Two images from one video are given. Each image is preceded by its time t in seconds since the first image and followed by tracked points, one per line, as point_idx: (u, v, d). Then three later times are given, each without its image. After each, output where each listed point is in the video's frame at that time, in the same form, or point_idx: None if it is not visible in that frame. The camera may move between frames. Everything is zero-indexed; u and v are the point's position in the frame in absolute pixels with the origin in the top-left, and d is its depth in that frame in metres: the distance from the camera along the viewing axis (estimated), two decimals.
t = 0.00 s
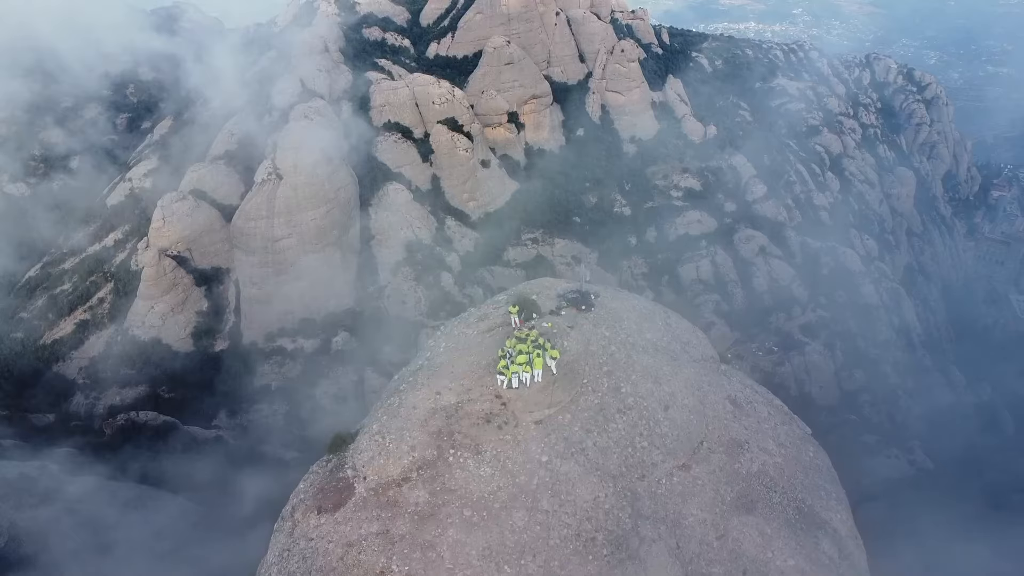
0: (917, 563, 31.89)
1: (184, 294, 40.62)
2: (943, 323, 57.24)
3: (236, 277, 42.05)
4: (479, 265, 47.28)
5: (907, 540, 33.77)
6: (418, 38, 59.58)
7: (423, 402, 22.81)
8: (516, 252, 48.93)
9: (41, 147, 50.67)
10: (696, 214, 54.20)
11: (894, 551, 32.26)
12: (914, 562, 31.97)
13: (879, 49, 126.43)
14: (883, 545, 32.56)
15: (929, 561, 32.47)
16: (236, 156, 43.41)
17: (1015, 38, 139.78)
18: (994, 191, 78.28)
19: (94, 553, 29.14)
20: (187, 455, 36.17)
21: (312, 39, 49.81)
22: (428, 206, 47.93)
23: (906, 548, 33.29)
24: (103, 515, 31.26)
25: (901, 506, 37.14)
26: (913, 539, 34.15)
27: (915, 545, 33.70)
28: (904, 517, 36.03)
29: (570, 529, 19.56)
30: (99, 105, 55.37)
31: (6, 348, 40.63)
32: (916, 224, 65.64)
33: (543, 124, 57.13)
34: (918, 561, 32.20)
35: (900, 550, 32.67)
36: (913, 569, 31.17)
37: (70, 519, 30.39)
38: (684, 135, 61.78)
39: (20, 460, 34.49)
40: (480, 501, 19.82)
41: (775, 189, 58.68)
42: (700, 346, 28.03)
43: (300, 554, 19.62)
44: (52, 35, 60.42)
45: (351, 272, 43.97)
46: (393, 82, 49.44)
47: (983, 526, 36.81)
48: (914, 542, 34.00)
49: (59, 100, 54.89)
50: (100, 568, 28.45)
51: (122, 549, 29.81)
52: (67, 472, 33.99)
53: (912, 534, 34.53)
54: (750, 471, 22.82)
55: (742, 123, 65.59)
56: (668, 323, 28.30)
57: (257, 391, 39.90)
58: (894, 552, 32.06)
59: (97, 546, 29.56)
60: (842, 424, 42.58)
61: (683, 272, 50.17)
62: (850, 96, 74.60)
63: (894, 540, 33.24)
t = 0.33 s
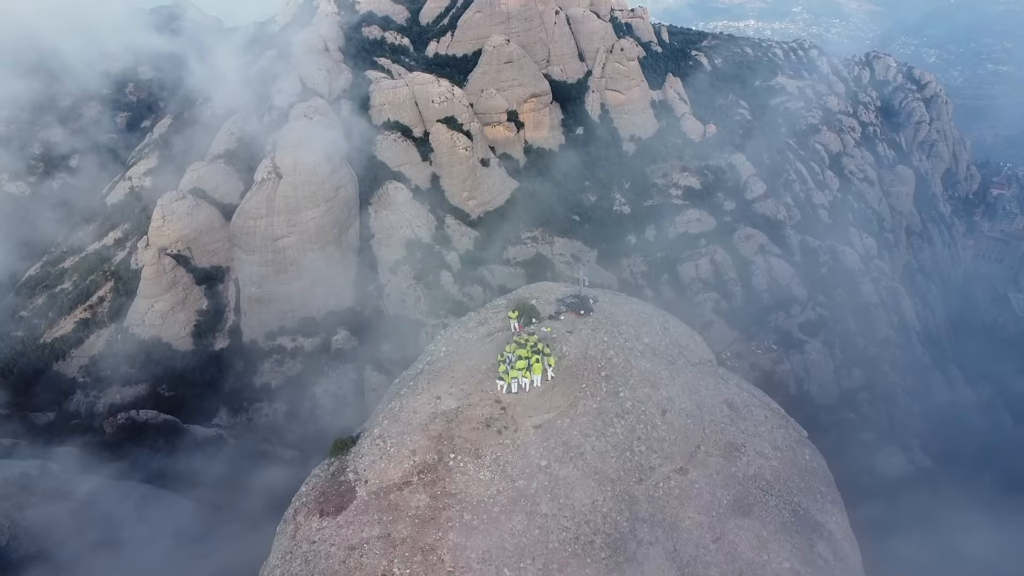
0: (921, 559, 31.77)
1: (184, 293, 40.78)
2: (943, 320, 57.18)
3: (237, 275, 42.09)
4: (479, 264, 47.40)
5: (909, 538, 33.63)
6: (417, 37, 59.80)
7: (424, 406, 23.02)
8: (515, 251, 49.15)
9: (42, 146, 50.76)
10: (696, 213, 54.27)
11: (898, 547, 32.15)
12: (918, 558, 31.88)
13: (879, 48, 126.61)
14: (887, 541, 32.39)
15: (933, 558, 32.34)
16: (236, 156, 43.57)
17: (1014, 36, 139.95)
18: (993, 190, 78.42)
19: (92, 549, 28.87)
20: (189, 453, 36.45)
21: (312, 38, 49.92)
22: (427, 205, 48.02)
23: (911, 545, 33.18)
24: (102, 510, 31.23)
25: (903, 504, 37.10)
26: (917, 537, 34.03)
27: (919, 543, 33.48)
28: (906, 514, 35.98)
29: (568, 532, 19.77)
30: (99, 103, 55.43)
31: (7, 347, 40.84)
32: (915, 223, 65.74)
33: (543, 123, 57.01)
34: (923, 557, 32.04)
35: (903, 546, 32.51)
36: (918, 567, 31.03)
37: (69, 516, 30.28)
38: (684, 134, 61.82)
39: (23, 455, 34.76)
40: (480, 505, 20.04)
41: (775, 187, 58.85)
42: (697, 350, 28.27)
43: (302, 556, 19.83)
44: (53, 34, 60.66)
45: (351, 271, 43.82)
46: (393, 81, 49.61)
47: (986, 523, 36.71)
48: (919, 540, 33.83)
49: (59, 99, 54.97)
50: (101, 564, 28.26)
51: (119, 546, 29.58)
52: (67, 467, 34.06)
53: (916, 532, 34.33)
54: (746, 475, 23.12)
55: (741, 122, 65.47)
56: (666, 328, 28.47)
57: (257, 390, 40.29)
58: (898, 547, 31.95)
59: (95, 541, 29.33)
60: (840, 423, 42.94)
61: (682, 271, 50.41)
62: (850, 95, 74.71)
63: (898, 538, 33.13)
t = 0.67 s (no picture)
0: (915, 553, 32.40)
1: (184, 282, 40.89)
2: (942, 309, 57.39)
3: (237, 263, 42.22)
4: (478, 252, 47.53)
5: (903, 529, 34.26)
6: (417, 24, 59.47)
7: (425, 398, 23.32)
8: (515, 239, 49.28)
9: (42, 133, 50.75)
10: (696, 201, 54.29)
11: (893, 540, 32.74)
12: (911, 550, 32.54)
13: (879, 34, 125.98)
14: (881, 534, 33.00)
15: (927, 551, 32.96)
16: (235, 144, 43.47)
17: (1016, 22, 139.13)
18: (993, 177, 78.37)
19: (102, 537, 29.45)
20: (191, 441, 36.73)
21: (310, 25, 49.61)
22: (428, 193, 48.03)
23: (906, 536, 33.70)
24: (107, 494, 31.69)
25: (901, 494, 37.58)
26: (912, 528, 34.59)
27: (915, 536, 34.06)
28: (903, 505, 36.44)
29: (566, 522, 20.10)
30: (98, 92, 55.47)
31: (7, 335, 41.01)
32: (916, 210, 65.70)
33: (542, 111, 56.82)
34: (918, 551, 32.64)
35: (899, 540, 33.08)
36: (910, 560, 31.69)
37: (70, 505, 30.23)
38: (684, 122, 61.58)
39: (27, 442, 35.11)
40: (480, 495, 20.37)
41: (775, 174, 58.73)
42: (693, 342, 28.66)
43: (306, 545, 20.20)
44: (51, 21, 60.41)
45: (351, 260, 43.98)
46: (392, 69, 49.44)
47: (990, 514, 37.06)
48: (913, 532, 34.39)
49: (58, 86, 54.68)
50: (111, 551, 28.78)
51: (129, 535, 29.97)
52: (71, 455, 34.14)
53: (912, 525, 34.92)
54: (742, 466, 23.49)
55: (740, 110, 65.24)
56: (663, 320, 28.71)
57: (258, 378, 40.55)
58: (891, 541, 32.56)
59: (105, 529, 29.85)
60: (839, 411, 43.30)
61: (682, 259, 50.66)
62: (851, 82, 74.40)
63: (890, 529, 33.77)
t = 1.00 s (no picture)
0: (912, 539, 33.20)
1: (184, 266, 40.99)
2: (940, 293, 57.57)
3: (237, 248, 42.33)
4: (478, 237, 47.69)
5: (898, 514, 35.14)
6: (416, 7, 59.12)
7: (426, 385, 23.60)
8: (515, 223, 49.39)
9: (42, 117, 50.69)
10: (695, 185, 54.23)
11: (890, 526, 33.55)
12: (907, 535, 33.38)
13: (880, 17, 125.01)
14: (878, 521, 33.79)
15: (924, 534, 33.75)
16: (234, 128, 43.34)
17: (1019, 3, 137.76)
18: (994, 161, 78.08)
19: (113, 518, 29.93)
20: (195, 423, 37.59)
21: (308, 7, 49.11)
22: (427, 177, 47.96)
23: (904, 522, 34.49)
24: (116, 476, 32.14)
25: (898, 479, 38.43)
26: (909, 514, 35.42)
27: (912, 520, 34.91)
28: (899, 491, 37.30)
29: (564, 506, 20.52)
30: (97, 76, 55.31)
31: (8, 319, 41.23)
32: (915, 194, 65.61)
33: (542, 95, 56.52)
34: (915, 537, 33.44)
35: (898, 527, 33.86)
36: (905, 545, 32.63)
37: (75, 488, 30.44)
38: (683, 105, 61.17)
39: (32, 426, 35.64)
40: (480, 480, 20.77)
41: (775, 158, 58.55)
42: (690, 329, 28.95)
43: (310, 529, 20.67)
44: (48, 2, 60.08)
45: (350, 245, 43.74)
46: (391, 52, 49.16)
47: (988, 498, 37.74)
48: (911, 517, 35.19)
49: (55, 68, 54.40)
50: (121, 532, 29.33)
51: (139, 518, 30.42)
52: (77, 438, 34.60)
53: (908, 509, 35.82)
54: (736, 451, 23.92)
55: (741, 93, 64.88)
56: (660, 308, 28.93)
57: (259, 362, 40.78)
58: (888, 528, 33.38)
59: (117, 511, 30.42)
60: (836, 395, 43.74)
61: (682, 243, 50.73)
62: (852, 65, 73.91)
63: (885, 514, 34.65)
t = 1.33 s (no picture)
0: (901, 527, 34.38)
1: (184, 249, 41.17)
2: (939, 275, 57.74)
3: (237, 231, 42.33)
4: (477, 220, 47.79)
5: (891, 501, 36.13)
6: None
7: (427, 370, 23.83)
8: (514, 206, 49.44)
9: (40, 100, 50.42)
10: (695, 169, 54.20)
11: (881, 515, 34.67)
12: (896, 523, 34.54)
13: None
14: (870, 508, 34.85)
15: (913, 522, 34.94)
16: (232, 111, 43.14)
17: None
18: (994, 144, 77.79)
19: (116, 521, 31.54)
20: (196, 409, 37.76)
21: None
22: (426, 160, 47.85)
23: (896, 509, 35.58)
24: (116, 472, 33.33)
25: (896, 465, 39.03)
26: (902, 501, 36.49)
27: (903, 507, 35.98)
28: (895, 477, 38.08)
29: (562, 488, 20.92)
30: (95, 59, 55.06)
31: (8, 304, 41.41)
32: (915, 177, 65.44)
33: (541, 77, 56.15)
34: (905, 525, 34.61)
35: (888, 514, 34.99)
36: (894, 531, 33.82)
37: (76, 479, 31.87)
38: (683, 88, 60.74)
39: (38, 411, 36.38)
40: (480, 463, 21.14)
41: (775, 141, 58.33)
42: (686, 314, 29.22)
43: (315, 511, 21.13)
44: None
45: (350, 229, 43.77)
46: (389, 34, 48.83)
47: (978, 484, 38.80)
48: (903, 504, 36.27)
49: (51, 50, 53.99)
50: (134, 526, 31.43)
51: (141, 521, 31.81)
52: (80, 424, 35.50)
53: (902, 496, 36.81)
54: (731, 435, 24.38)
55: (741, 75, 64.47)
56: (658, 294, 29.11)
57: (259, 346, 40.98)
58: (879, 516, 34.49)
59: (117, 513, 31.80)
60: (834, 376, 44.19)
61: (681, 226, 50.82)
62: (853, 47, 73.32)
63: (878, 500, 35.70)
